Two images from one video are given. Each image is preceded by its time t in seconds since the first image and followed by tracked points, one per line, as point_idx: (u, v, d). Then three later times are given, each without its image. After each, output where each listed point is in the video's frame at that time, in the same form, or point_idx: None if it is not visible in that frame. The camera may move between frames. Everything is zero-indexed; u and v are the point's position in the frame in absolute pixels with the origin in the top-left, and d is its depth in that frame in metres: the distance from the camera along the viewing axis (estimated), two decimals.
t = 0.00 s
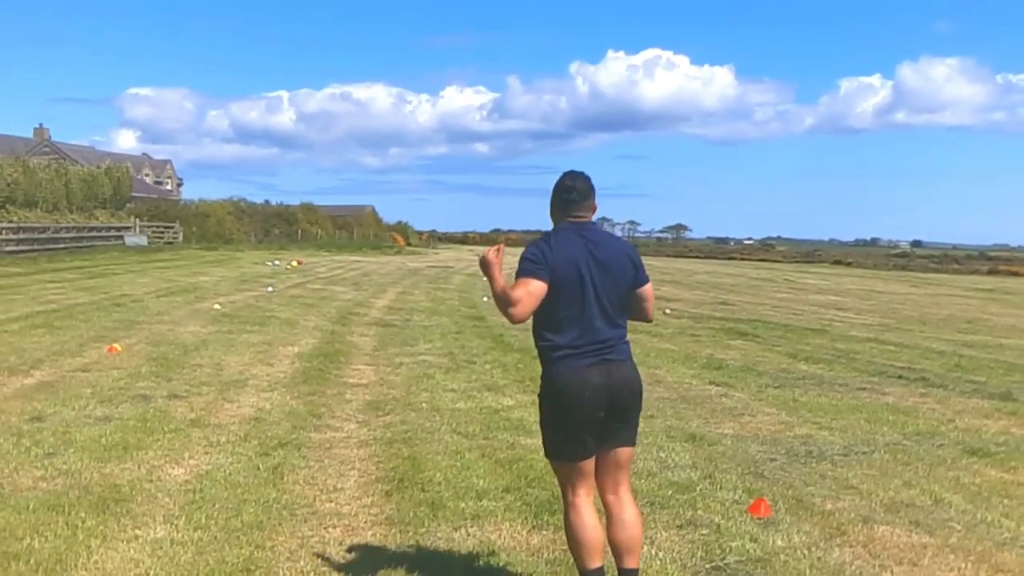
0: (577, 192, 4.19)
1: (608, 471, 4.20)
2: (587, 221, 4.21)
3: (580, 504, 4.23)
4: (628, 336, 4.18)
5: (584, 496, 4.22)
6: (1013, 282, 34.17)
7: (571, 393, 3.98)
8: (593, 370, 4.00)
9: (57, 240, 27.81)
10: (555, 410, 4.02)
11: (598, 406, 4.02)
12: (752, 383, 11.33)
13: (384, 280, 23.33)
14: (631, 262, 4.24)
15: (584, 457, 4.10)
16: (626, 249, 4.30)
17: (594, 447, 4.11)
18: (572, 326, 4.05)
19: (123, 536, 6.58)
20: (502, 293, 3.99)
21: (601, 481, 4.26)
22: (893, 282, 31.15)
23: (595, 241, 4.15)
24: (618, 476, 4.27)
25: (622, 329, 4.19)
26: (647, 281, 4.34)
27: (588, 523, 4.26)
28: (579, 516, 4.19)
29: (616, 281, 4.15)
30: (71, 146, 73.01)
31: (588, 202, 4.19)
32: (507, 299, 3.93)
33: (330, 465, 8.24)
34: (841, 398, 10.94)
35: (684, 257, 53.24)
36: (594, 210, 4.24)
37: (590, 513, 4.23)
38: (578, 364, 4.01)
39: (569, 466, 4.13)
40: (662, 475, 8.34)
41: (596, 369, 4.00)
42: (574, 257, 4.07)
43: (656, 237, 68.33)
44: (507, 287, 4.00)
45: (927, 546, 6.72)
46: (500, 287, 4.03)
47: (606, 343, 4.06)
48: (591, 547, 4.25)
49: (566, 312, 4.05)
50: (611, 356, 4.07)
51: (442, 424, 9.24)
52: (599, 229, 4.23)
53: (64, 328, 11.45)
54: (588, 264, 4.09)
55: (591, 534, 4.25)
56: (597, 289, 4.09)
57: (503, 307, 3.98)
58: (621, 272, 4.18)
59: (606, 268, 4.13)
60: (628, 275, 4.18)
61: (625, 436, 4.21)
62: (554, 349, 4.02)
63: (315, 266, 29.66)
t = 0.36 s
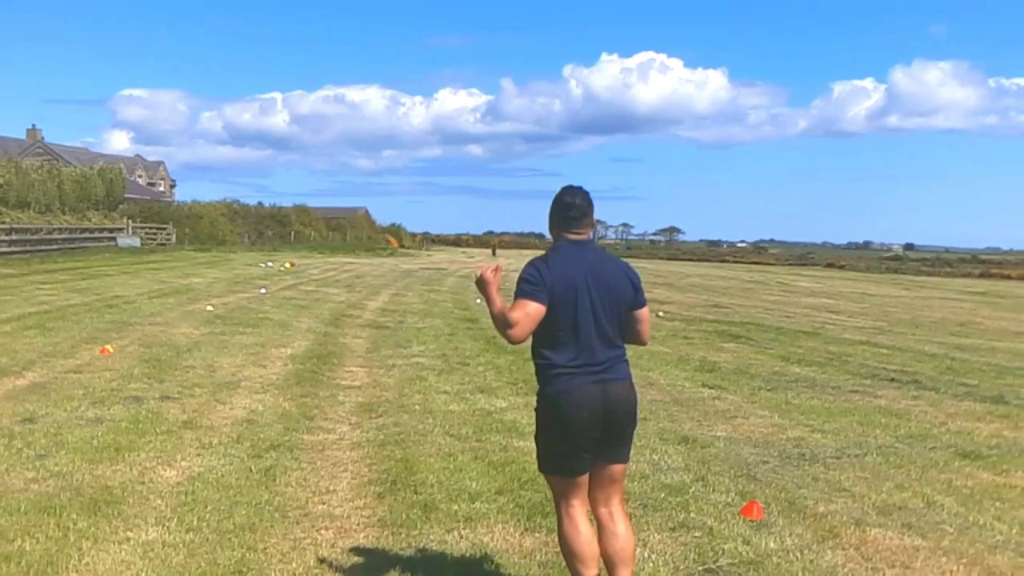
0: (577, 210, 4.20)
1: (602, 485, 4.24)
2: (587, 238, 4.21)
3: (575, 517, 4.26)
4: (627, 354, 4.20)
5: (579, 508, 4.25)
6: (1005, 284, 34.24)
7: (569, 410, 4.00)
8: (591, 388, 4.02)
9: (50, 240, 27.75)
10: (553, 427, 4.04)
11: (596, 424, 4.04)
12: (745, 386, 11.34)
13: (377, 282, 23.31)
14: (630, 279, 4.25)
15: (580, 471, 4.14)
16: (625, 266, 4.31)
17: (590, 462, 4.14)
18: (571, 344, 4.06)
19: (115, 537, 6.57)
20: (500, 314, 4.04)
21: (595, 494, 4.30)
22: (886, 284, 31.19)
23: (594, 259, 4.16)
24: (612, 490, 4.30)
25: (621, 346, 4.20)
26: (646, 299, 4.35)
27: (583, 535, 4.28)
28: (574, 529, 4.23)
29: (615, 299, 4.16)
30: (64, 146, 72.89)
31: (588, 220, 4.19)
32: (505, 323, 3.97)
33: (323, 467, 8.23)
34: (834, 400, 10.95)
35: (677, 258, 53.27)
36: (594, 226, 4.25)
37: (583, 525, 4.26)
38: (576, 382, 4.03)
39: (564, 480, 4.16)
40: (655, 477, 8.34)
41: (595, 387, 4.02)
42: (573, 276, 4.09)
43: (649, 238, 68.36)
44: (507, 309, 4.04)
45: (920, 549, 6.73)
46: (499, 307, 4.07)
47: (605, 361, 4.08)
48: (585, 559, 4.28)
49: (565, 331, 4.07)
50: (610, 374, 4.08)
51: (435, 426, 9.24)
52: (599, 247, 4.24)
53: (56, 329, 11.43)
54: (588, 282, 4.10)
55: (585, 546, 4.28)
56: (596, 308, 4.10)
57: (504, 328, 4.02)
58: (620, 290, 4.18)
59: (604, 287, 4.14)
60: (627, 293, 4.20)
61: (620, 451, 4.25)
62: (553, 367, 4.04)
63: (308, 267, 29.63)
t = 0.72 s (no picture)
0: (577, 189, 4.20)
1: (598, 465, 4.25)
2: (587, 219, 4.21)
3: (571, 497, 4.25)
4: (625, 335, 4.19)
5: (574, 489, 4.25)
6: (1002, 283, 34.27)
7: (564, 389, 3.99)
8: (587, 368, 4.01)
9: (45, 235, 27.72)
10: (549, 406, 4.04)
11: (591, 403, 4.03)
12: (742, 383, 11.33)
13: (373, 278, 23.30)
14: (630, 260, 4.25)
15: (576, 452, 4.13)
16: (626, 248, 4.30)
17: (586, 443, 4.13)
18: (568, 323, 4.06)
19: (111, 533, 6.56)
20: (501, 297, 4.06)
21: (590, 475, 4.31)
22: (882, 283, 31.21)
23: (594, 238, 4.16)
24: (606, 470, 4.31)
25: (619, 327, 4.19)
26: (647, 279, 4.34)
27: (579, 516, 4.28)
28: (570, 511, 4.23)
29: (613, 280, 4.16)
30: (60, 144, 72.84)
31: (587, 200, 4.19)
32: (506, 302, 3.98)
33: (319, 463, 8.22)
34: (831, 398, 10.95)
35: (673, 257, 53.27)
36: (594, 207, 4.25)
37: (580, 507, 4.27)
38: (572, 361, 4.02)
39: (562, 460, 4.16)
40: (652, 474, 8.34)
41: (591, 367, 4.01)
42: (571, 255, 4.09)
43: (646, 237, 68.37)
44: (508, 289, 4.05)
45: (916, 546, 6.73)
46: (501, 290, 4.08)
47: (603, 341, 4.07)
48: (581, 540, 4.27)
49: (563, 310, 4.07)
50: (607, 354, 4.07)
51: (432, 423, 9.23)
52: (599, 227, 4.24)
53: (52, 325, 11.41)
54: (585, 261, 4.10)
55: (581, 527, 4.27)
56: (594, 288, 4.10)
57: (505, 310, 4.03)
58: (619, 270, 4.18)
59: (603, 267, 4.14)
60: (626, 272, 4.19)
61: (617, 433, 4.25)
62: (550, 346, 4.03)
63: (304, 265, 29.60)
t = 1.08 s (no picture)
0: (588, 178, 4.22)
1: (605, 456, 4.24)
2: (598, 207, 4.23)
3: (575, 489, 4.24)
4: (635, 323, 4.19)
5: (581, 480, 4.23)
6: (1011, 283, 34.19)
7: (572, 377, 4.00)
8: (596, 356, 4.02)
9: (53, 234, 27.81)
10: (557, 392, 4.04)
11: (600, 392, 4.04)
12: (750, 382, 11.32)
13: (381, 277, 23.32)
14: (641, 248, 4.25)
15: (584, 442, 4.13)
16: (638, 237, 4.31)
17: (594, 432, 4.14)
18: (578, 310, 4.07)
19: (120, 532, 6.58)
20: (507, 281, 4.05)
21: (596, 466, 4.31)
22: (890, 282, 31.16)
23: (605, 226, 4.17)
24: (613, 462, 4.30)
25: (629, 315, 4.20)
26: (660, 268, 4.34)
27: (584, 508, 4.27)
28: (577, 503, 4.22)
29: (624, 268, 4.17)
30: (69, 143, 73.04)
31: (599, 188, 4.21)
32: (510, 287, 3.97)
33: (327, 462, 8.23)
34: (839, 397, 10.93)
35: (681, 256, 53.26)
36: (606, 196, 4.26)
37: (585, 499, 4.25)
38: (581, 349, 4.02)
39: (570, 450, 4.15)
40: (660, 473, 8.34)
41: (600, 355, 4.02)
42: (582, 243, 4.09)
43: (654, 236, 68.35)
44: (514, 274, 4.05)
45: (925, 545, 6.71)
46: (508, 273, 4.08)
47: (612, 329, 4.07)
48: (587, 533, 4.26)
49: (572, 297, 4.07)
50: (616, 342, 4.08)
51: (440, 422, 9.24)
52: (610, 217, 4.26)
53: (61, 324, 11.44)
54: (596, 249, 4.11)
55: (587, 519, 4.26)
56: (604, 276, 4.11)
57: (510, 293, 4.02)
58: (630, 258, 4.18)
59: (614, 254, 4.14)
60: (638, 260, 4.19)
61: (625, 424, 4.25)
62: (558, 333, 4.04)
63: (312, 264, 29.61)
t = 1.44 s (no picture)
0: (599, 190, 4.20)
1: (611, 469, 4.26)
2: (609, 219, 4.22)
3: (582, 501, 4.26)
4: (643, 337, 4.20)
5: (587, 492, 4.25)
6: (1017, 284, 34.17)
7: (580, 391, 4.02)
8: (604, 370, 4.03)
9: (60, 234, 27.86)
10: (564, 405, 4.06)
11: (607, 406, 4.05)
12: (757, 384, 11.32)
13: (387, 278, 23.34)
14: (652, 261, 4.25)
15: (590, 453, 4.14)
16: (647, 249, 4.31)
17: (601, 444, 4.15)
18: (587, 324, 4.07)
19: (127, 533, 6.58)
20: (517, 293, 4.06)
21: (605, 479, 4.32)
22: (896, 283, 31.13)
23: (615, 240, 4.16)
24: (620, 474, 4.31)
25: (638, 328, 4.21)
26: (669, 280, 4.34)
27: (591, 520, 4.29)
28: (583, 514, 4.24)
29: (634, 282, 4.17)
30: (75, 144, 73.19)
31: (610, 200, 4.19)
32: (519, 303, 3.98)
33: (334, 463, 8.24)
34: (846, 399, 10.92)
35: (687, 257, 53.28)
36: (616, 207, 4.25)
37: (592, 510, 4.28)
38: (589, 364, 4.04)
39: (576, 462, 4.17)
40: (667, 475, 8.33)
41: (608, 370, 4.03)
42: (592, 257, 4.09)
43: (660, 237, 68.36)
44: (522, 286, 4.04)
45: (933, 547, 6.71)
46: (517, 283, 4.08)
47: (620, 344, 4.09)
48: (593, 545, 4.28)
49: (581, 311, 4.08)
50: (624, 356, 4.09)
51: (446, 422, 9.24)
52: (621, 228, 4.25)
53: (68, 324, 11.46)
54: (607, 263, 4.11)
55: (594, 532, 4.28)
56: (613, 290, 4.11)
57: (519, 307, 4.03)
58: (640, 272, 4.19)
59: (624, 268, 4.14)
60: (647, 273, 4.19)
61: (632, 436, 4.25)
62: (567, 347, 4.05)
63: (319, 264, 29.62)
